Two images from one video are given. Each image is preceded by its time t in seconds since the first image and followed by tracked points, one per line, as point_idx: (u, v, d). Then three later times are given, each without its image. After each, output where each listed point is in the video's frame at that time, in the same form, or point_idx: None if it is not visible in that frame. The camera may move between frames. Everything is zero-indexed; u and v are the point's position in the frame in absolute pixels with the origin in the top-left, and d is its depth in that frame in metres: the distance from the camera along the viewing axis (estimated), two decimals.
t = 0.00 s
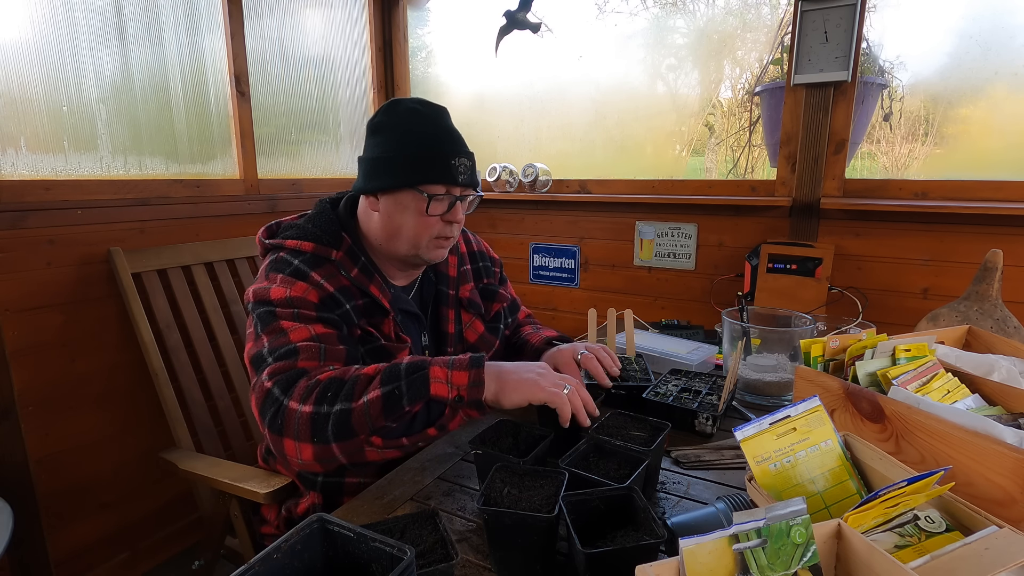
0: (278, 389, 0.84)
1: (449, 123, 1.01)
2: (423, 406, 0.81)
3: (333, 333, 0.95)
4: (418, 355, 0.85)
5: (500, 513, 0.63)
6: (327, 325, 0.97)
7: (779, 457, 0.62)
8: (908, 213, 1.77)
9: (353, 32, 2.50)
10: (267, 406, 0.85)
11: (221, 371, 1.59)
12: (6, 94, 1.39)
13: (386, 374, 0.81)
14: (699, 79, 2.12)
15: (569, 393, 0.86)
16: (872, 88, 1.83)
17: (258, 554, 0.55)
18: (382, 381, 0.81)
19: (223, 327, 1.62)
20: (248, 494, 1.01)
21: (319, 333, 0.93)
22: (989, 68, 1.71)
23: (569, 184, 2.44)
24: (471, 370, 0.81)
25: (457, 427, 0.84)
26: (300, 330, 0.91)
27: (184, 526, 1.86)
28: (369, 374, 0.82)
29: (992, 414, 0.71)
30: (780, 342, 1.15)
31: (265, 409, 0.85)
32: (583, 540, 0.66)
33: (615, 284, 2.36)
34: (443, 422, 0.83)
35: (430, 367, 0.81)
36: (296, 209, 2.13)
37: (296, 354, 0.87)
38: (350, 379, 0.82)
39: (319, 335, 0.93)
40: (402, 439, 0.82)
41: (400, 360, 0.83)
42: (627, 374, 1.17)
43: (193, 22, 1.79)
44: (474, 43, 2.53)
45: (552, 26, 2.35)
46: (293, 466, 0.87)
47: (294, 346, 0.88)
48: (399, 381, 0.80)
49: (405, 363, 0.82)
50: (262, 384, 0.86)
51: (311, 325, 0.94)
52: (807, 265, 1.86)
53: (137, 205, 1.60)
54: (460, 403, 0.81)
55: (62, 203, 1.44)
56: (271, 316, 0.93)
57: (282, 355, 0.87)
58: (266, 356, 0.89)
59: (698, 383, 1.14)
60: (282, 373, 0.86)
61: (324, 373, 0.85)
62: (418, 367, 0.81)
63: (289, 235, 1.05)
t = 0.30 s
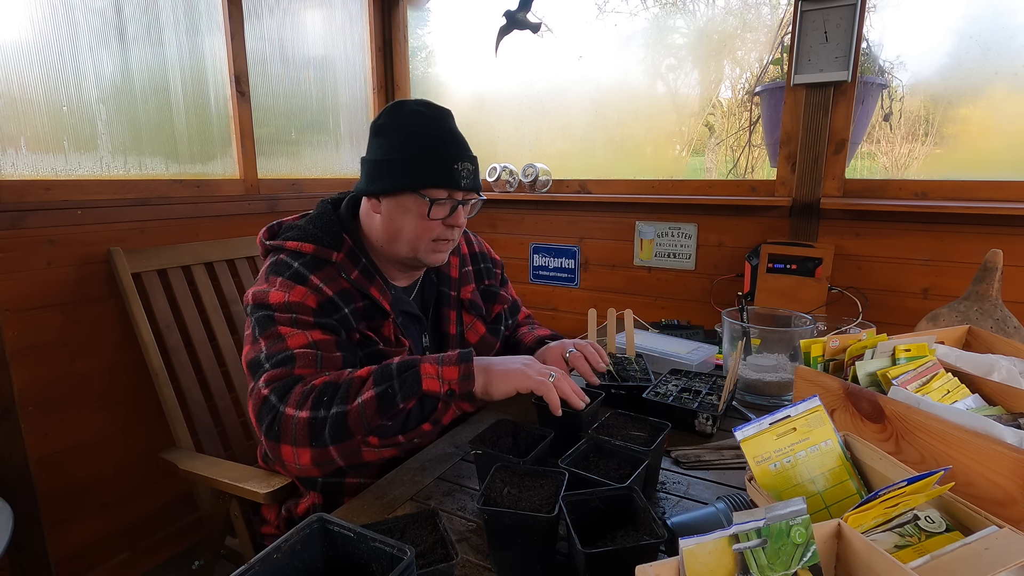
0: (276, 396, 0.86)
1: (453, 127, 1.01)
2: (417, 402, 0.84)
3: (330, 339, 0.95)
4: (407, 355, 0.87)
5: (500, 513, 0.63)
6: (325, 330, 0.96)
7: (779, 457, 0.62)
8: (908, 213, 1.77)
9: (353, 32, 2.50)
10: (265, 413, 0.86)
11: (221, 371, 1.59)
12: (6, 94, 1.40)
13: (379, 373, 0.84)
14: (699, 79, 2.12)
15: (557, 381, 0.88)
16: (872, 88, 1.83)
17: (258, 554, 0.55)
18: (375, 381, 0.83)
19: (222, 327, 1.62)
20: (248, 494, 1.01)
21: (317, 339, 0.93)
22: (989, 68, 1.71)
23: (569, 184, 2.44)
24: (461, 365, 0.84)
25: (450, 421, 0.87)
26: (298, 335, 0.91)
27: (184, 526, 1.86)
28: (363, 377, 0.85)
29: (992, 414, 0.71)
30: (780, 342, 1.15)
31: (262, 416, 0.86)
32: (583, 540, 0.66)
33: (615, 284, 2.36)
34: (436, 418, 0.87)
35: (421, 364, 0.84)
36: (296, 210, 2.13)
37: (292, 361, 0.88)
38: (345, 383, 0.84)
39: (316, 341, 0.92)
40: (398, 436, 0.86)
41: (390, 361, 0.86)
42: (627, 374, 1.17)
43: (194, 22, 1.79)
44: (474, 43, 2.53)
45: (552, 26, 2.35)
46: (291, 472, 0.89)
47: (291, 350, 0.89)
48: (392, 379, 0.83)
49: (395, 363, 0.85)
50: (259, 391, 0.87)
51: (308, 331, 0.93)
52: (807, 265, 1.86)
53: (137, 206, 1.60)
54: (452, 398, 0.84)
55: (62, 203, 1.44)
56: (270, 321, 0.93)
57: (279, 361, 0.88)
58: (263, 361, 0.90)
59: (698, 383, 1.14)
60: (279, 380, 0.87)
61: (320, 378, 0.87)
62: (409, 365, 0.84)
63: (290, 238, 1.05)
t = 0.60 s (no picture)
0: (268, 407, 0.88)
1: (452, 126, 1.02)
2: (404, 410, 0.85)
3: (325, 347, 0.95)
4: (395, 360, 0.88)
5: (500, 513, 0.63)
6: (321, 336, 0.96)
7: (779, 456, 0.62)
8: (908, 213, 1.77)
9: (353, 32, 2.50)
10: (259, 424, 0.88)
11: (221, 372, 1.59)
12: (6, 94, 1.40)
13: (366, 382, 0.84)
14: (699, 79, 2.12)
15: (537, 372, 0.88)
16: (872, 88, 1.83)
17: (258, 554, 0.55)
18: (362, 391, 0.84)
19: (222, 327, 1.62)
20: (248, 494, 1.01)
21: (312, 347, 0.93)
22: (988, 68, 1.71)
23: (569, 184, 2.44)
24: (446, 370, 0.84)
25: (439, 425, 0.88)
26: (293, 342, 0.92)
27: (184, 526, 1.86)
28: (351, 386, 0.85)
29: (992, 414, 0.71)
30: (780, 342, 1.15)
31: (256, 427, 0.88)
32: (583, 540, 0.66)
33: (615, 284, 2.36)
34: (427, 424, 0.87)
35: (407, 372, 0.84)
36: (296, 209, 2.13)
37: (284, 370, 0.89)
38: (333, 393, 0.85)
39: (311, 349, 0.92)
40: (387, 443, 0.87)
41: (379, 368, 0.86)
42: (627, 374, 1.17)
43: (194, 22, 1.79)
44: (474, 43, 2.53)
45: (552, 26, 2.35)
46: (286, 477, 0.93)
47: (283, 358, 0.90)
48: (378, 387, 0.84)
49: (384, 370, 0.85)
50: (254, 401, 0.89)
51: (304, 338, 0.93)
52: (807, 265, 1.86)
53: (136, 205, 1.59)
54: (440, 403, 0.84)
55: (62, 203, 1.44)
56: (266, 326, 0.94)
57: (273, 370, 0.89)
58: (258, 369, 0.91)
59: (698, 383, 1.14)
60: (273, 391, 0.88)
61: (310, 388, 0.88)
62: (395, 373, 0.85)
63: (290, 239, 1.05)
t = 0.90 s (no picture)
0: (254, 430, 0.91)
1: (422, 110, 1.07)
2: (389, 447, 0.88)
3: (309, 368, 0.95)
4: (379, 394, 0.91)
5: (500, 514, 0.63)
6: (308, 353, 0.97)
7: (779, 457, 0.62)
8: (908, 213, 1.77)
9: (353, 32, 2.50)
10: (246, 445, 0.92)
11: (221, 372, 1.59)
12: (6, 94, 1.39)
13: (352, 419, 0.89)
14: (699, 79, 2.12)
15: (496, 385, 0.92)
16: (872, 88, 1.83)
17: (258, 554, 0.55)
18: (348, 428, 0.88)
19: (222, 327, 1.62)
20: (248, 494, 1.01)
21: (295, 368, 0.94)
22: (989, 68, 1.71)
23: (569, 184, 2.44)
24: (430, 412, 0.89)
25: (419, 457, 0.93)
26: (278, 362, 0.94)
27: (184, 526, 1.86)
28: (336, 420, 0.90)
29: (993, 414, 0.71)
30: (780, 342, 1.15)
31: (245, 447, 0.93)
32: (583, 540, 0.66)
33: (615, 284, 2.36)
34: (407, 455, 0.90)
35: (392, 412, 0.89)
36: (296, 209, 2.13)
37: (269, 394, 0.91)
38: (318, 426, 0.89)
39: (294, 371, 0.94)
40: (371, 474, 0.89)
41: (364, 403, 0.90)
42: (627, 374, 1.17)
43: (194, 22, 1.79)
44: (474, 43, 2.54)
45: (552, 26, 2.35)
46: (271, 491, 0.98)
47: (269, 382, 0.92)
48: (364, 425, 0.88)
49: (368, 406, 0.89)
50: (240, 423, 0.93)
51: (289, 358, 0.95)
52: (807, 265, 1.86)
53: (136, 205, 1.59)
54: (421, 441, 0.89)
55: (62, 203, 1.44)
56: (255, 342, 0.95)
57: (258, 392, 0.92)
58: (245, 387, 0.93)
59: (698, 383, 1.14)
60: (258, 414, 0.92)
61: (294, 415, 0.91)
62: (380, 412, 0.89)
63: (289, 244, 1.05)
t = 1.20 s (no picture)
0: (244, 435, 0.91)
1: (419, 111, 1.07)
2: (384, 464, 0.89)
3: (299, 373, 0.96)
4: (375, 409, 0.92)
5: (500, 513, 0.63)
6: (299, 356, 0.97)
7: (779, 456, 0.62)
8: (908, 213, 1.77)
9: (353, 32, 2.50)
10: (236, 447, 0.93)
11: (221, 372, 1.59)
12: (6, 94, 1.40)
13: (347, 433, 0.89)
14: (699, 79, 2.12)
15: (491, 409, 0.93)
16: (872, 88, 1.83)
17: (258, 554, 0.55)
18: (343, 442, 0.89)
19: (222, 327, 1.62)
20: (248, 494, 1.01)
21: (286, 373, 0.95)
22: (989, 68, 1.71)
23: (569, 184, 2.44)
24: (424, 428, 0.89)
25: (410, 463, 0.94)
26: (269, 366, 0.94)
27: (184, 526, 1.86)
28: (329, 431, 0.91)
29: (993, 414, 0.71)
30: (781, 342, 1.15)
31: (234, 448, 0.93)
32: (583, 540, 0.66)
33: (615, 284, 2.36)
34: (396, 464, 0.89)
35: (387, 428, 0.89)
36: (296, 210, 2.13)
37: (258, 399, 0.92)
38: (311, 436, 0.90)
39: (284, 376, 0.94)
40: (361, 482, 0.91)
41: (358, 416, 0.91)
42: (627, 374, 1.17)
43: (194, 22, 1.79)
44: (474, 43, 2.54)
45: (552, 26, 2.35)
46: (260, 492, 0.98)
47: (259, 389, 0.92)
48: (358, 440, 0.89)
49: (363, 421, 0.90)
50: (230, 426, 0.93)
51: (281, 361, 0.95)
52: (807, 265, 1.86)
53: (136, 205, 1.59)
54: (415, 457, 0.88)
55: (62, 203, 1.44)
56: (248, 344, 0.96)
57: (249, 396, 0.92)
58: (236, 391, 0.94)
59: (698, 383, 1.13)
60: (248, 419, 0.92)
61: (285, 422, 0.91)
62: (374, 428, 0.89)
63: (283, 245, 1.05)
